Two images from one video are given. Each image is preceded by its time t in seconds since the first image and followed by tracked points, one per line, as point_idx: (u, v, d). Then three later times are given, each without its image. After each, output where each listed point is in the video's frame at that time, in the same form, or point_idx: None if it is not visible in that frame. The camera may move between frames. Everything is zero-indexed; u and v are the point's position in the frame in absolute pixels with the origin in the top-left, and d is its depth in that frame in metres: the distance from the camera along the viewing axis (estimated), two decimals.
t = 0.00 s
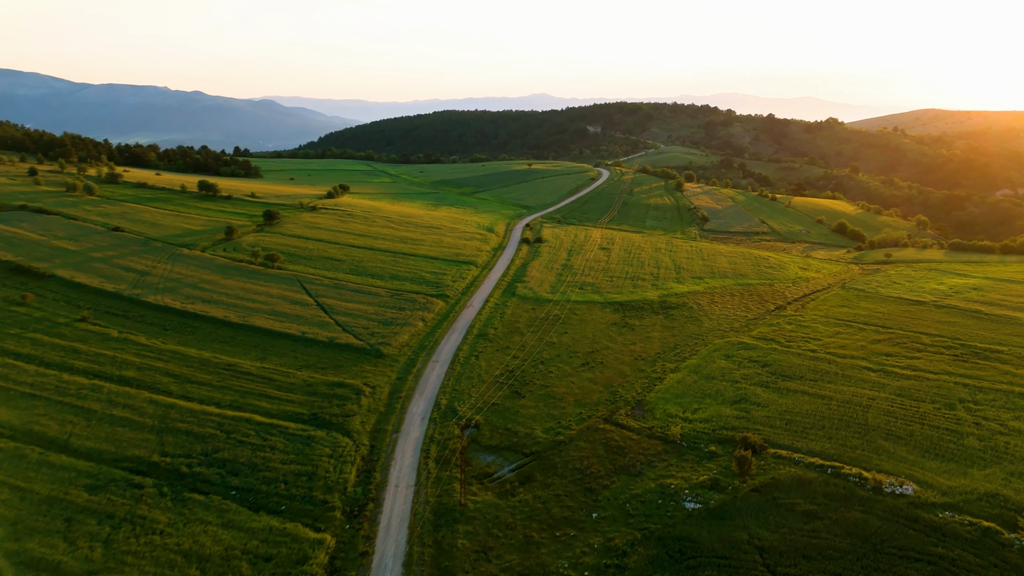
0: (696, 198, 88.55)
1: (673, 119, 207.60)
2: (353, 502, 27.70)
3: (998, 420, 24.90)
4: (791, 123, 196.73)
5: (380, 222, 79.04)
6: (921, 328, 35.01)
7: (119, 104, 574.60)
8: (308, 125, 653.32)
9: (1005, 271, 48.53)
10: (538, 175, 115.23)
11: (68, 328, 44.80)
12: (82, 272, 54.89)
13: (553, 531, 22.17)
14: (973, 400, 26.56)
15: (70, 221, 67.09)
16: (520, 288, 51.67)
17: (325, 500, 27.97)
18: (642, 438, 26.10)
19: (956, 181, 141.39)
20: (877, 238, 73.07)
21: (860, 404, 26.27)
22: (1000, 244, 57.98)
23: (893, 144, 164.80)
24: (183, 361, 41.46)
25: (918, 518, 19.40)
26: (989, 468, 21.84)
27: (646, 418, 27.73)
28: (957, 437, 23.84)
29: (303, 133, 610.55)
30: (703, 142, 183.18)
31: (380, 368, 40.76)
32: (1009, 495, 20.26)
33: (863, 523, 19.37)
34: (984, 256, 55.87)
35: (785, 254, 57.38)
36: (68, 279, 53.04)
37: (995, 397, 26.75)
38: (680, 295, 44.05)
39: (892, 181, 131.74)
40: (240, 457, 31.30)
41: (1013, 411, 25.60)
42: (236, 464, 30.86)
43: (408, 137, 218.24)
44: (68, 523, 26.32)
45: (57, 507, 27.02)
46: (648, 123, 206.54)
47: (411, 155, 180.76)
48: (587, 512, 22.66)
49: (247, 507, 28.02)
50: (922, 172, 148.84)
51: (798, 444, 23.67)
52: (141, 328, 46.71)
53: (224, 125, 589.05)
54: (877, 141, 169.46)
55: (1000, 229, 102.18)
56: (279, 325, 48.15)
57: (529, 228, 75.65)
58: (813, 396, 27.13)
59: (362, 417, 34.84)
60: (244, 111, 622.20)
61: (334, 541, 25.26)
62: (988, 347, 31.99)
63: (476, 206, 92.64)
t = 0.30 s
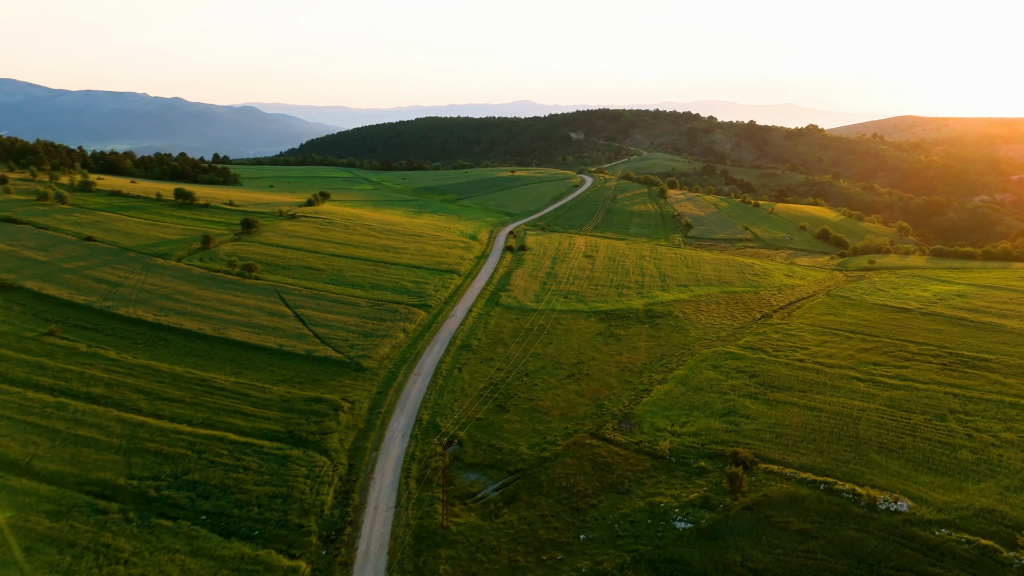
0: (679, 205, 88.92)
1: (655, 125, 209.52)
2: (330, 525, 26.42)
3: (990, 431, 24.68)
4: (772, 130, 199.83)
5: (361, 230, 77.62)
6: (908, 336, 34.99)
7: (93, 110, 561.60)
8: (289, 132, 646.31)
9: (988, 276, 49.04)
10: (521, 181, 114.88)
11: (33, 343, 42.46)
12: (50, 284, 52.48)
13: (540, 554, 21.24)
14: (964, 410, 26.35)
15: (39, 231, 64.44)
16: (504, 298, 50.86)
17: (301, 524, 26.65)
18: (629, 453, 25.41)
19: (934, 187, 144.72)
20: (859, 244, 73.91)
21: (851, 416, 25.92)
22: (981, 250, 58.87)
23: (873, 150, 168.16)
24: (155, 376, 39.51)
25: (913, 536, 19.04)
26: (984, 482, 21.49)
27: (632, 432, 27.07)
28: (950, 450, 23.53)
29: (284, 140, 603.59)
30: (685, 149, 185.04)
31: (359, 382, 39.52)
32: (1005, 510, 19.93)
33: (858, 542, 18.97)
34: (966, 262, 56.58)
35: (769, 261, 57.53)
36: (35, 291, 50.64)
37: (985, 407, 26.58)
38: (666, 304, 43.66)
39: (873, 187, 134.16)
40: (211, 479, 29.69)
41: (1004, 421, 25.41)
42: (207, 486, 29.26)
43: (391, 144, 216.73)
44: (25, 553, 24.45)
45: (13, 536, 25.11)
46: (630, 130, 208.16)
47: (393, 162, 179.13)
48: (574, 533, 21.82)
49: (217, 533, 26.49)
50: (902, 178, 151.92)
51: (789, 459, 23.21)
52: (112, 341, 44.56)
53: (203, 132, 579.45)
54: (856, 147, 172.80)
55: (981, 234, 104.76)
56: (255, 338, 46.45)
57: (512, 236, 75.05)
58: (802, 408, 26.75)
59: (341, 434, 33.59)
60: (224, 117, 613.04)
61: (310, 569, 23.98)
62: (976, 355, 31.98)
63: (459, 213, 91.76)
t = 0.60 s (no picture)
0: (660, 212, 89.21)
1: (635, 133, 211.46)
2: (302, 555, 24.92)
3: (981, 445, 24.43)
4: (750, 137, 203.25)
5: (339, 240, 75.83)
6: (892, 345, 34.95)
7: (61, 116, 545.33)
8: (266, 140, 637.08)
9: (968, 284, 49.66)
10: (502, 189, 114.26)
11: None
12: (9, 298, 49.57)
13: None
14: (953, 423, 26.11)
15: None
16: (485, 308, 49.89)
17: (271, 554, 25.07)
18: (616, 472, 24.58)
19: (909, 194, 148.43)
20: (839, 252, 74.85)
21: (840, 430, 25.52)
22: (959, 257, 59.91)
23: (849, 157, 171.92)
24: (119, 395, 37.21)
25: (908, 557, 18.57)
26: (978, 499, 21.12)
27: (618, 449, 26.28)
28: (941, 465, 23.19)
29: (262, 148, 594.55)
30: (665, 157, 187.04)
31: (335, 399, 37.97)
32: (1002, 529, 19.53)
33: (853, 565, 18.42)
34: (945, 269, 57.44)
35: (751, 268, 57.66)
36: None
37: (974, 420, 26.38)
38: (649, 313, 43.17)
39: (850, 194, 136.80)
40: (176, 507, 27.81)
41: (994, 434, 25.22)
42: (171, 514, 27.40)
43: (371, 152, 214.60)
44: None
45: None
46: (611, 138, 209.68)
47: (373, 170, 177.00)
48: (561, 558, 20.83)
49: (181, 565, 24.71)
50: (879, 185, 155.41)
51: (779, 476, 22.65)
52: (75, 358, 41.98)
53: (177, 139, 567.47)
54: (834, 155, 176.52)
55: (956, 240, 107.31)
56: (227, 352, 44.36)
57: (494, 244, 74.23)
58: (791, 422, 26.30)
59: (315, 455, 32.04)
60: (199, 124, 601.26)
61: None
62: (961, 365, 31.94)
63: (439, 222, 90.54)
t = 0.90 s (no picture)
0: (644, 219, 89.33)
1: (618, 140, 212.87)
2: None
3: (973, 457, 24.20)
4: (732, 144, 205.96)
5: (318, 248, 74.13)
6: (879, 353, 34.89)
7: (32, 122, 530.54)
8: (246, 146, 628.11)
9: (951, 290, 50.18)
10: (486, 196, 113.51)
11: None
12: None
13: None
14: (944, 434, 25.91)
15: None
16: (468, 318, 49.00)
17: None
18: (604, 490, 23.84)
19: (889, 200, 151.41)
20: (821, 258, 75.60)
21: (831, 442, 25.18)
22: (941, 263, 60.74)
23: (829, 164, 174.93)
24: (85, 412, 35.13)
25: None
26: (974, 514, 20.78)
27: (605, 464, 25.60)
28: (934, 479, 22.89)
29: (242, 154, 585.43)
30: (647, 163, 188.54)
31: (313, 415, 36.56)
32: (999, 546, 19.18)
33: None
34: (927, 275, 58.15)
35: (735, 275, 57.72)
36: None
37: (966, 431, 26.18)
38: (634, 322, 42.71)
39: (832, 200, 138.93)
40: (142, 532, 26.18)
41: (986, 445, 25.03)
42: (137, 541, 25.78)
43: (353, 158, 212.39)
44: None
45: None
46: (594, 144, 210.80)
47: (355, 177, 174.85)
48: None
49: None
50: (859, 191, 158.31)
51: (771, 492, 22.18)
52: (41, 373, 39.69)
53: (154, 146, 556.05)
54: (814, 161, 179.75)
55: (936, 246, 109.37)
56: (201, 365, 42.42)
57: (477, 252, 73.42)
58: (780, 435, 25.92)
59: (291, 474, 30.65)
60: (177, 130, 590.01)
61: None
62: (950, 374, 31.88)
63: (422, 229, 89.35)
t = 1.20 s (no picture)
0: (627, 226, 89.42)
1: (601, 146, 214.17)
2: None
3: (966, 469, 23.96)
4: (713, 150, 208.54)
5: (298, 256, 72.38)
6: (866, 362, 34.83)
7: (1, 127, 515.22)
8: (226, 152, 618.32)
9: (934, 296, 50.70)
10: (469, 203, 112.65)
11: None
12: None
13: None
14: (936, 445, 25.69)
15: None
16: (451, 328, 48.01)
17: None
18: (591, 508, 23.07)
19: (873, 206, 154.38)
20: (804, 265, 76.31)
21: (822, 456, 24.82)
22: (923, 270, 61.67)
23: (810, 170, 177.97)
24: (48, 431, 33.06)
25: None
26: (971, 530, 20.43)
27: (592, 481, 24.86)
28: (928, 492, 22.57)
29: (221, 161, 575.76)
30: (631, 170, 189.84)
31: (289, 431, 35.12)
32: (997, 564, 18.83)
33: None
34: (910, 282, 58.91)
35: (719, 283, 57.73)
36: None
37: (957, 441, 25.98)
38: (620, 331, 42.20)
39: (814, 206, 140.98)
40: (105, 562, 24.48)
41: (978, 457, 24.83)
42: (99, 570, 24.11)
43: (335, 165, 209.84)
44: None
45: None
46: (577, 151, 211.64)
47: (337, 184, 172.51)
48: None
49: None
50: (839, 198, 161.18)
51: (763, 509, 21.69)
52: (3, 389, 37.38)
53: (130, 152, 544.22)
54: (795, 168, 182.74)
55: (917, 251, 110.97)
56: (173, 379, 40.51)
57: (460, 260, 72.49)
58: (771, 448, 25.52)
59: (265, 495, 29.21)
60: (154, 136, 578.05)
61: None
62: (938, 382, 31.82)
63: (405, 237, 88.07)
